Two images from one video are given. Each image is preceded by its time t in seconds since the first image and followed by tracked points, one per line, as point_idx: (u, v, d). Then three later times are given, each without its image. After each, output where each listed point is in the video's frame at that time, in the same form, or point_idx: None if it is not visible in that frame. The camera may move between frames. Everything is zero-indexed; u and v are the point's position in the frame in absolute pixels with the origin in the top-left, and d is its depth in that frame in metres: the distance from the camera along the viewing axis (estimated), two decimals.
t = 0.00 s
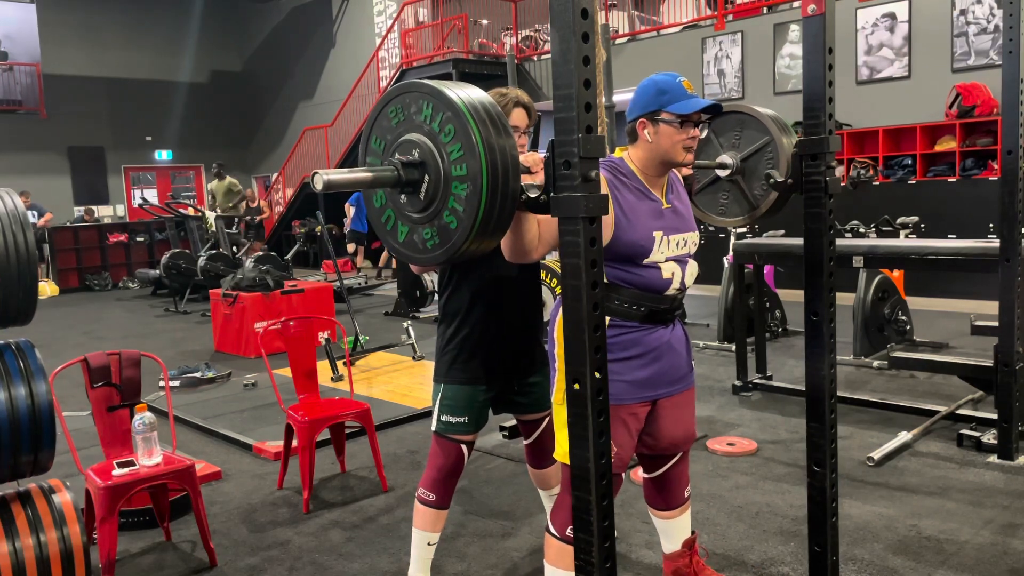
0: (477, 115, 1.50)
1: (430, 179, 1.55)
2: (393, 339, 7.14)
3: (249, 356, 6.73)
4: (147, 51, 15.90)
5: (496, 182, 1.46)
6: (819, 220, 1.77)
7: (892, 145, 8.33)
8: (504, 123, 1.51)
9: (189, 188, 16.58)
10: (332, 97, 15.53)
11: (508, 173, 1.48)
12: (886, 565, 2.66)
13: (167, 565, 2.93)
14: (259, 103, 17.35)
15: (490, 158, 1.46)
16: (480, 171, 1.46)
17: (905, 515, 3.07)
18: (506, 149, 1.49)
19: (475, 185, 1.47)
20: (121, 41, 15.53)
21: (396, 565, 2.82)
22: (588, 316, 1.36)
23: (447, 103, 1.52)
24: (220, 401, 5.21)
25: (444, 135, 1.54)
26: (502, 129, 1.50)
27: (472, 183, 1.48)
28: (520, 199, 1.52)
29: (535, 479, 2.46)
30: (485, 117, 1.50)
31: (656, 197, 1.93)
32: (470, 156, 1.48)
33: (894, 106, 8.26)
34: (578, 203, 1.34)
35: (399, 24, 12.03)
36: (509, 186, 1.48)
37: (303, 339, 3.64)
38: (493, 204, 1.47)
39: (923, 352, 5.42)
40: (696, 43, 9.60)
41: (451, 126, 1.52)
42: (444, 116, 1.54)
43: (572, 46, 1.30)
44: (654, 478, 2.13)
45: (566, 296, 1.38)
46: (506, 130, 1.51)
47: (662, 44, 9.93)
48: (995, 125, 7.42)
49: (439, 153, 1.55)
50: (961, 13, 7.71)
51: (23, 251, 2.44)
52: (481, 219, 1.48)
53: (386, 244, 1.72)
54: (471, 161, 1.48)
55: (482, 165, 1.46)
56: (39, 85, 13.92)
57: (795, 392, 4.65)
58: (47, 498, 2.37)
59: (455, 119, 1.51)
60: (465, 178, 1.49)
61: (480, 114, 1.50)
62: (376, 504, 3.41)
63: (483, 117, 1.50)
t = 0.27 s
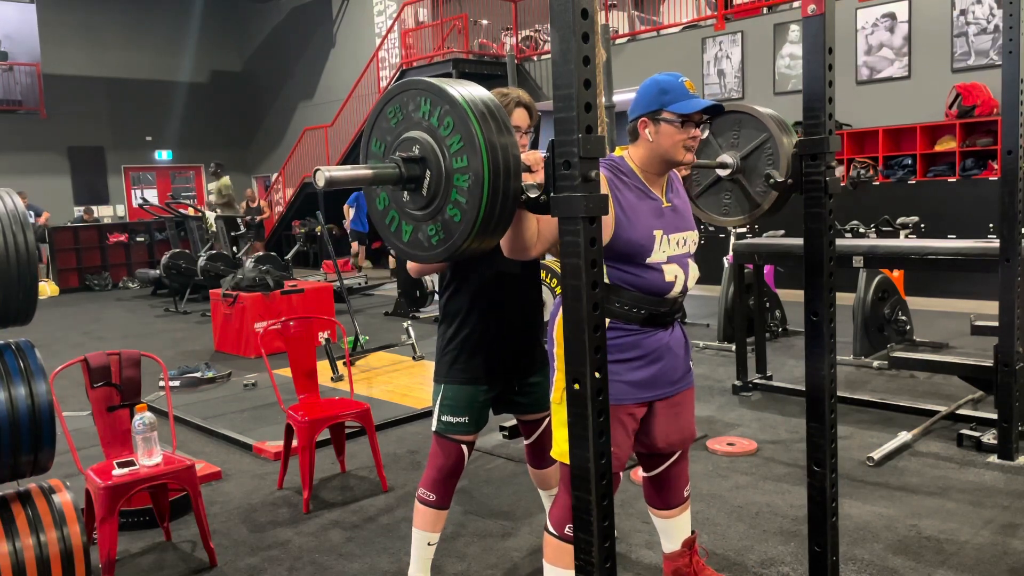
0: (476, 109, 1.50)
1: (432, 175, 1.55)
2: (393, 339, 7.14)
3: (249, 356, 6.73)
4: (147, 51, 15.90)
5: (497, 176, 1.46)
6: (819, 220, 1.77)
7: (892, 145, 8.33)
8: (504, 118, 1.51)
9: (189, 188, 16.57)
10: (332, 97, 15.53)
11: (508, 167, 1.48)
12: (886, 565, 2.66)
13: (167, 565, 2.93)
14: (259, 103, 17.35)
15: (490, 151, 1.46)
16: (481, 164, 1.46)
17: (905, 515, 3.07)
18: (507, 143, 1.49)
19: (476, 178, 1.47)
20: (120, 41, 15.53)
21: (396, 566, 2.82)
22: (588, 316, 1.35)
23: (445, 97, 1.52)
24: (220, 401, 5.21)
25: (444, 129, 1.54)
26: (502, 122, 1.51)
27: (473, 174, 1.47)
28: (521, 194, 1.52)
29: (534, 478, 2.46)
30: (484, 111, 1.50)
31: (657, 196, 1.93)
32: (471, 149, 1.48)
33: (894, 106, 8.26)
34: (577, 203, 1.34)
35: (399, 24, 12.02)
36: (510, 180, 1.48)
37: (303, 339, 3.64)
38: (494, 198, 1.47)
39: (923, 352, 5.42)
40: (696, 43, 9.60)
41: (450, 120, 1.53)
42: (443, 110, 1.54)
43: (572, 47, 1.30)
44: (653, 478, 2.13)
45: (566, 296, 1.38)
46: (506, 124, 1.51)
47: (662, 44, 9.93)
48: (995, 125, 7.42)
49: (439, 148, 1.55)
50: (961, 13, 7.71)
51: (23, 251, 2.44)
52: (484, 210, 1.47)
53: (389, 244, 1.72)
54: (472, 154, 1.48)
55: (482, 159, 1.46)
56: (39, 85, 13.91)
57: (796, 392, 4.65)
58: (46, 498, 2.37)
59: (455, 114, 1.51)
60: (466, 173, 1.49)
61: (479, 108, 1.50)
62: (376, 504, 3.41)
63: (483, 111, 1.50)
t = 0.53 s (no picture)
0: (476, 108, 1.50)
1: (432, 173, 1.55)
2: (393, 339, 7.14)
3: (249, 356, 6.73)
4: (147, 52, 15.90)
5: (497, 173, 1.46)
6: (819, 220, 1.77)
7: (892, 145, 8.33)
8: (504, 117, 1.51)
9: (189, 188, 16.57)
10: (332, 97, 15.53)
11: (508, 165, 1.48)
12: (886, 565, 2.66)
13: (167, 565, 2.93)
14: (259, 103, 17.35)
15: (491, 148, 1.46)
16: (480, 162, 1.46)
17: (905, 515, 3.07)
18: (506, 141, 1.49)
19: (476, 176, 1.47)
20: (120, 41, 15.53)
21: (396, 566, 2.82)
22: (588, 317, 1.35)
23: (444, 95, 1.52)
24: (220, 401, 5.21)
25: (444, 127, 1.54)
26: (503, 120, 1.50)
27: (473, 171, 1.47)
28: (521, 194, 1.52)
29: (534, 479, 2.46)
30: (484, 111, 1.50)
31: (657, 196, 1.93)
32: (471, 147, 1.48)
33: (894, 106, 8.26)
34: (577, 203, 1.34)
35: (399, 24, 12.02)
36: (510, 179, 1.48)
37: (303, 340, 3.64)
38: (494, 197, 1.47)
39: (923, 352, 5.42)
40: (696, 43, 9.60)
41: (450, 118, 1.53)
42: (442, 109, 1.54)
43: (572, 47, 1.30)
44: (652, 478, 2.13)
45: (566, 296, 1.38)
46: (507, 122, 1.51)
47: (662, 44, 9.93)
48: (995, 125, 7.42)
49: (439, 147, 1.55)
50: (961, 13, 7.71)
51: (23, 251, 2.44)
52: (485, 207, 1.47)
53: (390, 244, 1.71)
54: (473, 153, 1.48)
55: (483, 156, 1.45)
56: (39, 85, 13.91)
57: (795, 392, 4.65)
58: (47, 498, 2.37)
59: (454, 113, 1.51)
60: (467, 171, 1.49)
61: (479, 106, 1.50)
62: (376, 504, 3.41)
63: (483, 110, 1.50)
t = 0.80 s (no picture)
0: (477, 108, 1.50)
1: (432, 174, 1.55)
2: (393, 339, 7.14)
3: (249, 356, 6.73)
4: (147, 52, 15.90)
5: (497, 175, 1.46)
6: (819, 220, 1.77)
7: (892, 145, 8.33)
8: (505, 118, 1.51)
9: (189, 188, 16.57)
10: (332, 97, 15.53)
11: (508, 167, 1.48)
12: (886, 565, 2.66)
13: (167, 565, 2.93)
14: (259, 103, 17.35)
15: (492, 149, 1.46)
16: (481, 163, 1.46)
17: (905, 515, 3.07)
18: (507, 142, 1.49)
19: (476, 178, 1.47)
20: (120, 41, 15.53)
21: (396, 565, 2.82)
22: (588, 316, 1.35)
23: (444, 96, 1.52)
24: (220, 402, 5.21)
25: (444, 128, 1.54)
26: (503, 121, 1.50)
27: (473, 173, 1.47)
28: (521, 195, 1.53)
29: (534, 479, 2.46)
30: (485, 112, 1.50)
31: (656, 197, 1.93)
32: (472, 148, 1.48)
33: (894, 106, 8.26)
34: (577, 203, 1.34)
35: (400, 24, 12.01)
36: (510, 180, 1.48)
37: (303, 339, 3.64)
38: (495, 197, 1.47)
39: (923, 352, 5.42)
40: (696, 43, 9.60)
41: (450, 119, 1.53)
42: (442, 110, 1.54)
43: (572, 47, 1.30)
44: (652, 479, 2.13)
45: (565, 296, 1.38)
46: (508, 123, 1.51)
47: (662, 44, 9.93)
48: (995, 125, 7.42)
49: (439, 148, 1.55)
50: (961, 13, 7.71)
51: (23, 251, 2.44)
52: (484, 209, 1.47)
53: (390, 244, 1.72)
54: (473, 154, 1.48)
55: (484, 157, 1.46)
56: (39, 85, 13.90)
57: (795, 392, 4.65)
58: (47, 498, 2.37)
59: (455, 114, 1.51)
60: (467, 172, 1.49)
61: (479, 108, 1.50)
62: (376, 504, 3.41)
63: (483, 112, 1.49)
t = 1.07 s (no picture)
0: (477, 110, 1.49)
1: (433, 176, 1.55)
2: (393, 339, 7.13)
3: (249, 356, 6.73)
4: (147, 52, 15.90)
5: (497, 176, 1.46)
6: (819, 220, 1.77)
7: (892, 145, 8.33)
8: (505, 121, 1.51)
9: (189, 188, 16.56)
10: (332, 97, 15.53)
11: (509, 169, 1.48)
12: (886, 565, 2.66)
13: (167, 565, 2.93)
14: (259, 103, 17.35)
15: (492, 151, 1.46)
16: (481, 165, 1.46)
17: (906, 515, 3.06)
18: (507, 144, 1.48)
19: (477, 180, 1.47)
20: (120, 41, 15.53)
21: (396, 565, 2.82)
22: (588, 317, 1.35)
23: (445, 97, 1.52)
24: (220, 402, 5.21)
25: (445, 131, 1.54)
26: (503, 124, 1.50)
27: (474, 176, 1.47)
28: (522, 197, 1.52)
29: (534, 479, 2.47)
30: (486, 114, 1.50)
31: (657, 198, 1.93)
32: (472, 150, 1.48)
33: (894, 105, 8.26)
34: (577, 203, 1.34)
35: (400, 24, 12.01)
36: (510, 181, 1.48)
37: (304, 339, 3.64)
38: (495, 200, 1.47)
39: (923, 352, 5.42)
40: (696, 43, 9.60)
41: (451, 121, 1.52)
42: (443, 111, 1.54)
43: (572, 46, 1.30)
44: (652, 478, 2.13)
45: (566, 296, 1.38)
46: (508, 126, 1.51)
47: (662, 44, 9.93)
48: (995, 125, 7.42)
49: (440, 150, 1.54)
50: (961, 13, 7.71)
51: (22, 251, 2.44)
52: (485, 211, 1.47)
53: (391, 245, 1.72)
54: (473, 156, 1.48)
55: (484, 159, 1.45)
56: (40, 85, 13.90)
57: (795, 392, 4.65)
58: (46, 498, 2.37)
59: (455, 116, 1.51)
60: (467, 174, 1.49)
61: (480, 109, 1.50)
62: (375, 504, 3.41)
63: (484, 114, 1.49)
